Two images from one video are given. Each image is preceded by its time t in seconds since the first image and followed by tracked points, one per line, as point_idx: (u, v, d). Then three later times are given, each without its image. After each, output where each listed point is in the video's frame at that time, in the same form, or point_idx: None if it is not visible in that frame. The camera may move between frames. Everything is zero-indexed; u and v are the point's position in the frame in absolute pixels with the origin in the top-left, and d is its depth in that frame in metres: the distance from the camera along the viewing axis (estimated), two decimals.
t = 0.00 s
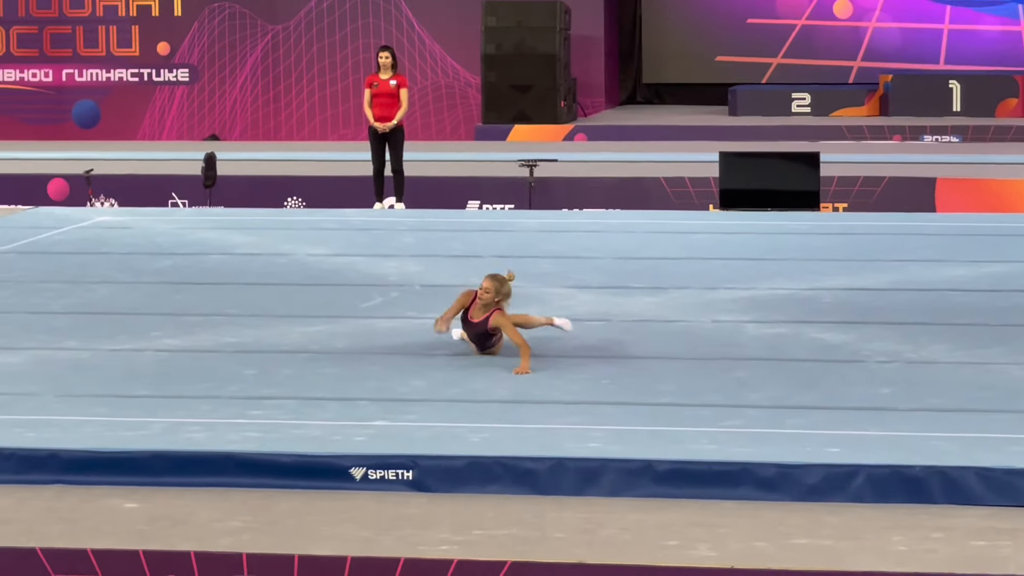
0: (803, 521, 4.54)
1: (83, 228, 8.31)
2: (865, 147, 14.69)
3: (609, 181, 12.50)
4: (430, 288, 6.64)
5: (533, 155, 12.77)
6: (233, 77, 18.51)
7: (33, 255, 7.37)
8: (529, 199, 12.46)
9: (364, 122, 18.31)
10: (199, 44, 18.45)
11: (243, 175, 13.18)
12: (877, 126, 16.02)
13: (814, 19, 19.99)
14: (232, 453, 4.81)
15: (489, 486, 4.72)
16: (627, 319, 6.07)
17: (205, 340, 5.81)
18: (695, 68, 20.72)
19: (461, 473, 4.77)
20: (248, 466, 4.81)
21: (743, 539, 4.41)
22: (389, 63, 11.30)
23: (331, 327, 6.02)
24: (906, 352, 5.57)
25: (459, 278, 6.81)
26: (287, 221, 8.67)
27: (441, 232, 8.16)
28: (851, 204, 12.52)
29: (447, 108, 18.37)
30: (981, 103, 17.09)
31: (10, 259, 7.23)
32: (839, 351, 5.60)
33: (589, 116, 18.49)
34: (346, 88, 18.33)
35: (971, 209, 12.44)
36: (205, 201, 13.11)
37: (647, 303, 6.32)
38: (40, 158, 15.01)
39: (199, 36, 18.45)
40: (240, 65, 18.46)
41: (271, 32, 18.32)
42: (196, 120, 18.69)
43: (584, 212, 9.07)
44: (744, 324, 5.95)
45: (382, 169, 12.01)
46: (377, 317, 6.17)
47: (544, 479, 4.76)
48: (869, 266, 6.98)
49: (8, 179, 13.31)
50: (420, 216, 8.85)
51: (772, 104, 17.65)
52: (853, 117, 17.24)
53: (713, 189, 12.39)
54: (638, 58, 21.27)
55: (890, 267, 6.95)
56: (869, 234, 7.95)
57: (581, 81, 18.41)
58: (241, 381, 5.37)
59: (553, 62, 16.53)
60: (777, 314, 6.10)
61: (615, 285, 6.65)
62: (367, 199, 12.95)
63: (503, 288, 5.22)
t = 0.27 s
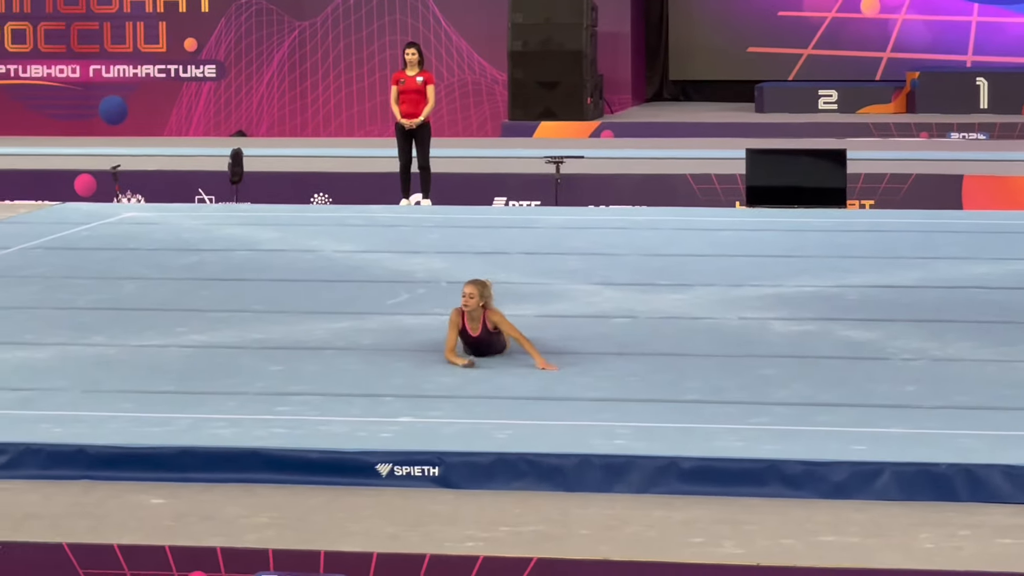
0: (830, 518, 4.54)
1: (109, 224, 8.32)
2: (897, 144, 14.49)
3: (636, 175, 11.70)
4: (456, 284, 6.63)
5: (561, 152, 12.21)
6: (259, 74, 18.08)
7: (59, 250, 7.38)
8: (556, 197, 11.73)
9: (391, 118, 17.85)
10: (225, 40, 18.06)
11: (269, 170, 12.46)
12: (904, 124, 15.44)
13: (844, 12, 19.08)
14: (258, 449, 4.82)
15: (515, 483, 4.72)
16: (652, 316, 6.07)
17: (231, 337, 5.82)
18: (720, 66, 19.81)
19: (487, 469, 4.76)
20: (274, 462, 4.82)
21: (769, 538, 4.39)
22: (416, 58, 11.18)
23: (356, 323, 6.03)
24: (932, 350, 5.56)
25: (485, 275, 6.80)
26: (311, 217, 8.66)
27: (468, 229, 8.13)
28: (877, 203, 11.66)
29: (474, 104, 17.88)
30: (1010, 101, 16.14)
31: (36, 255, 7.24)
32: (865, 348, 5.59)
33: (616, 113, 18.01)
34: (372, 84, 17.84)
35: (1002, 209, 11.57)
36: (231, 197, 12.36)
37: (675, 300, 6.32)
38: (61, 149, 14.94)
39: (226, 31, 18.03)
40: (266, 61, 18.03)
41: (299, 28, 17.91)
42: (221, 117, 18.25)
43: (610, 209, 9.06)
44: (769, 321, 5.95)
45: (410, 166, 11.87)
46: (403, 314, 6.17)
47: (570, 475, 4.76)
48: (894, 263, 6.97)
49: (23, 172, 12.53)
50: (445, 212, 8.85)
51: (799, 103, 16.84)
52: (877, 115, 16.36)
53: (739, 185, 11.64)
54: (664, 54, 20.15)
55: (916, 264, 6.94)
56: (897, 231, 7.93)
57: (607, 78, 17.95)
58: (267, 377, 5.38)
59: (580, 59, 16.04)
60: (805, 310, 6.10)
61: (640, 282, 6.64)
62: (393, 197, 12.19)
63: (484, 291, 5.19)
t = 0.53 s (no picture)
0: (852, 514, 4.53)
1: (131, 221, 8.34)
2: (916, 142, 14.50)
3: (659, 173, 11.70)
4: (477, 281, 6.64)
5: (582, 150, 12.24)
6: (281, 71, 18.12)
7: (83, 247, 7.40)
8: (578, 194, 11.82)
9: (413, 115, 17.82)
10: (248, 36, 18.09)
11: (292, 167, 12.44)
12: (927, 121, 15.38)
13: (869, 6, 19.08)
14: (280, 446, 4.82)
15: (536, 480, 4.72)
16: (674, 314, 6.07)
17: (253, 333, 5.83)
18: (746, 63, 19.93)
19: (509, 467, 4.76)
20: (295, 459, 4.83)
21: (790, 534, 4.37)
22: (437, 56, 11.20)
23: (378, 320, 6.03)
24: (954, 348, 5.56)
25: (506, 272, 6.81)
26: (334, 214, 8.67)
27: (490, 226, 8.14)
28: (899, 200, 11.63)
29: (496, 102, 17.86)
30: None
31: (60, 251, 7.27)
32: (887, 346, 5.59)
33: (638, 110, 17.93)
34: (395, 81, 17.84)
35: None
36: (254, 195, 12.38)
37: (697, 297, 6.32)
38: (82, 145, 15.01)
39: (248, 27, 18.06)
40: (288, 60, 18.07)
41: (321, 24, 17.89)
42: (243, 113, 18.32)
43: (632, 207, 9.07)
44: (791, 319, 5.95)
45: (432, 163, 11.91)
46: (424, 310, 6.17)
47: (592, 473, 4.76)
48: (916, 261, 6.97)
49: (48, 168, 12.66)
50: (467, 209, 8.87)
51: (822, 101, 17.05)
52: (899, 113, 16.51)
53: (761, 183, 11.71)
54: (686, 52, 20.42)
55: (937, 261, 6.94)
56: (919, 229, 7.94)
57: (629, 75, 17.89)
58: (288, 374, 5.38)
59: (602, 56, 16.15)
60: (829, 308, 6.10)
61: (662, 279, 6.65)
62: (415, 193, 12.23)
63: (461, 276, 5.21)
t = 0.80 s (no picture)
0: (870, 515, 4.52)
1: (148, 220, 8.34)
2: (934, 143, 14.48)
3: (676, 173, 11.71)
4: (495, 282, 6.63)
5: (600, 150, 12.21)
6: (299, 72, 17.98)
7: (102, 246, 7.41)
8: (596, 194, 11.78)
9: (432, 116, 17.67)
10: (266, 36, 17.95)
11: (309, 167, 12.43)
12: (946, 123, 15.38)
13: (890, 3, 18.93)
14: (297, 446, 4.82)
15: (553, 481, 4.72)
16: (691, 314, 6.06)
17: (271, 333, 5.83)
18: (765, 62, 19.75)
19: (526, 467, 4.76)
20: (312, 459, 4.83)
21: (808, 535, 4.36)
22: (457, 57, 11.24)
23: (396, 320, 6.03)
24: (972, 350, 5.55)
25: (523, 272, 6.81)
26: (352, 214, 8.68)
27: (507, 226, 8.14)
28: (917, 201, 11.66)
29: (514, 102, 17.69)
30: None
31: (79, 250, 7.28)
32: (904, 348, 5.59)
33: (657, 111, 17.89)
34: (413, 82, 17.71)
35: None
36: (272, 195, 12.40)
37: (715, 298, 6.32)
38: (101, 144, 15.00)
39: (266, 28, 17.92)
40: (306, 61, 17.93)
41: (339, 25, 17.75)
42: (262, 113, 18.21)
43: (651, 207, 9.08)
44: (809, 320, 5.94)
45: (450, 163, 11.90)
46: (442, 311, 6.17)
47: (609, 473, 4.75)
48: (933, 262, 6.96)
49: (65, 167, 12.62)
50: (485, 209, 8.87)
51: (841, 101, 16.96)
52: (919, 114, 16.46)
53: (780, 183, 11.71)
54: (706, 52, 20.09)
55: (954, 263, 6.93)
56: (937, 230, 7.93)
57: (648, 76, 17.88)
58: (306, 374, 5.38)
59: (620, 56, 16.00)
60: (847, 309, 6.09)
61: (679, 279, 6.64)
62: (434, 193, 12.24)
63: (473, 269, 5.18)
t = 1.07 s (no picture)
0: (884, 518, 4.51)
1: (163, 222, 8.34)
2: (947, 146, 14.45)
3: (689, 177, 11.72)
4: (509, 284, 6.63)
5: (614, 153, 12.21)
6: (313, 74, 17.83)
7: (117, 248, 7.41)
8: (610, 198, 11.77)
9: (446, 117, 17.59)
10: (281, 38, 17.79)
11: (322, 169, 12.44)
12: (960, 126, 15.37)
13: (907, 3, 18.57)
14: (311, 448, 4.82)
15: (568, 483, 4.71)
16: (706, 317, 6.06)
17: (285, 335, 5.84)
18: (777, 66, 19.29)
19: (541, 469, 4.76)
20: (326, 461, 4.82)
21: (822, 538, 4.34)
22: (469, 58, 11.21)
23: (410, 322, 6.03)
24: (987, 353, 5.54)
25: (538, 275, 6.81)
26: (366, 216, 8.67)
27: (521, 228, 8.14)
28: (933, 205, 11.57)
29: (529, 104, 17.57)
30: None
31: (94, 252, 7.28)
32: (919, 351, 5.58)
33: (671, 113, 17.74)
34: (426, 83, 17.58)
35: None
36: (287, 196, 12.45)
37: (730, 300, 6.32)
38: (115, 144, 14.97)
39: (281, 29, 17.76)
40: (320, 62, 17.76)
41: (353, 27, 17.61)
42: (276, 115, 18.04)
43: (665, 210, 9.07)
44: (823, 323, 5.94)
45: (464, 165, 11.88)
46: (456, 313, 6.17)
47: (622, 476, 4.75)
48: (948, 265, 6.95)
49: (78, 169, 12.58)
50: (500, 212, 8.86)
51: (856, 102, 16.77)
52: (936, 117, 16.35)
53: (795, 186, 11.64)
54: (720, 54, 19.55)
55: (968, 266, 6.93)
56: (952, 233, 7.92)
57: (662, 78, 17.65)
58: (320, 376, 5.38)
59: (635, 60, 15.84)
60: (862, 313, 6.08)
61: (693, 282, 6.64)
62: (448, 195, 12.26)
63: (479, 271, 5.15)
